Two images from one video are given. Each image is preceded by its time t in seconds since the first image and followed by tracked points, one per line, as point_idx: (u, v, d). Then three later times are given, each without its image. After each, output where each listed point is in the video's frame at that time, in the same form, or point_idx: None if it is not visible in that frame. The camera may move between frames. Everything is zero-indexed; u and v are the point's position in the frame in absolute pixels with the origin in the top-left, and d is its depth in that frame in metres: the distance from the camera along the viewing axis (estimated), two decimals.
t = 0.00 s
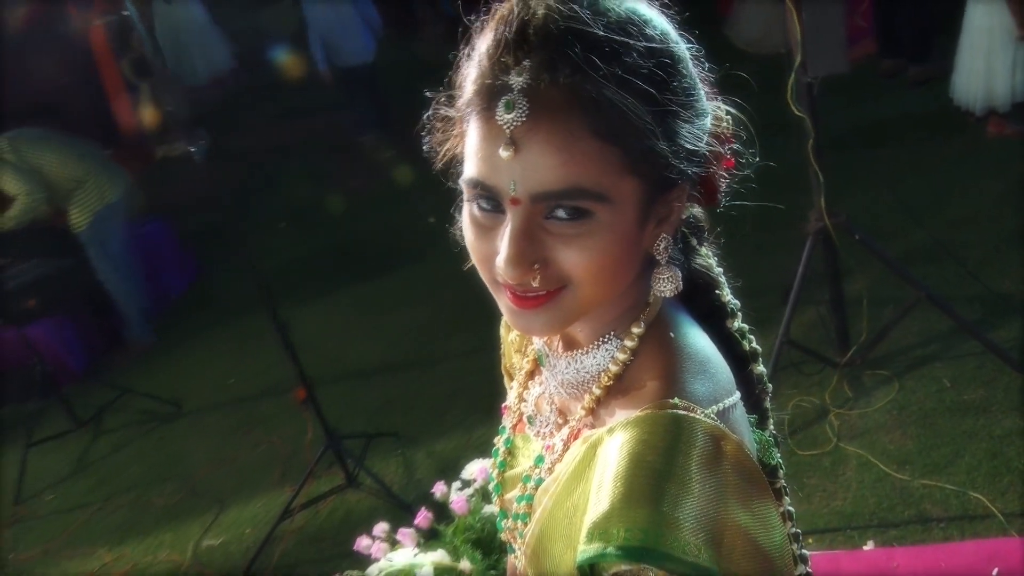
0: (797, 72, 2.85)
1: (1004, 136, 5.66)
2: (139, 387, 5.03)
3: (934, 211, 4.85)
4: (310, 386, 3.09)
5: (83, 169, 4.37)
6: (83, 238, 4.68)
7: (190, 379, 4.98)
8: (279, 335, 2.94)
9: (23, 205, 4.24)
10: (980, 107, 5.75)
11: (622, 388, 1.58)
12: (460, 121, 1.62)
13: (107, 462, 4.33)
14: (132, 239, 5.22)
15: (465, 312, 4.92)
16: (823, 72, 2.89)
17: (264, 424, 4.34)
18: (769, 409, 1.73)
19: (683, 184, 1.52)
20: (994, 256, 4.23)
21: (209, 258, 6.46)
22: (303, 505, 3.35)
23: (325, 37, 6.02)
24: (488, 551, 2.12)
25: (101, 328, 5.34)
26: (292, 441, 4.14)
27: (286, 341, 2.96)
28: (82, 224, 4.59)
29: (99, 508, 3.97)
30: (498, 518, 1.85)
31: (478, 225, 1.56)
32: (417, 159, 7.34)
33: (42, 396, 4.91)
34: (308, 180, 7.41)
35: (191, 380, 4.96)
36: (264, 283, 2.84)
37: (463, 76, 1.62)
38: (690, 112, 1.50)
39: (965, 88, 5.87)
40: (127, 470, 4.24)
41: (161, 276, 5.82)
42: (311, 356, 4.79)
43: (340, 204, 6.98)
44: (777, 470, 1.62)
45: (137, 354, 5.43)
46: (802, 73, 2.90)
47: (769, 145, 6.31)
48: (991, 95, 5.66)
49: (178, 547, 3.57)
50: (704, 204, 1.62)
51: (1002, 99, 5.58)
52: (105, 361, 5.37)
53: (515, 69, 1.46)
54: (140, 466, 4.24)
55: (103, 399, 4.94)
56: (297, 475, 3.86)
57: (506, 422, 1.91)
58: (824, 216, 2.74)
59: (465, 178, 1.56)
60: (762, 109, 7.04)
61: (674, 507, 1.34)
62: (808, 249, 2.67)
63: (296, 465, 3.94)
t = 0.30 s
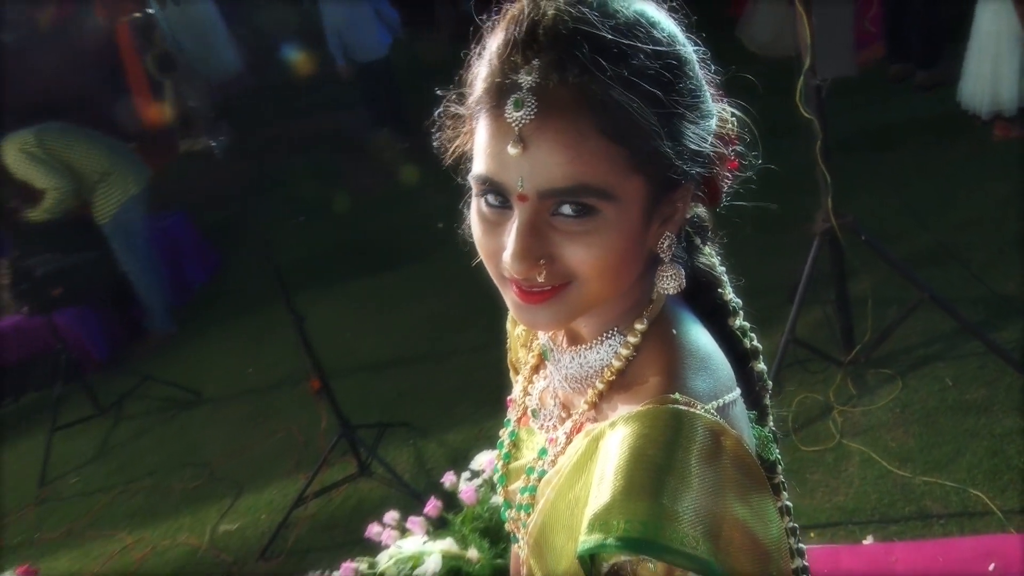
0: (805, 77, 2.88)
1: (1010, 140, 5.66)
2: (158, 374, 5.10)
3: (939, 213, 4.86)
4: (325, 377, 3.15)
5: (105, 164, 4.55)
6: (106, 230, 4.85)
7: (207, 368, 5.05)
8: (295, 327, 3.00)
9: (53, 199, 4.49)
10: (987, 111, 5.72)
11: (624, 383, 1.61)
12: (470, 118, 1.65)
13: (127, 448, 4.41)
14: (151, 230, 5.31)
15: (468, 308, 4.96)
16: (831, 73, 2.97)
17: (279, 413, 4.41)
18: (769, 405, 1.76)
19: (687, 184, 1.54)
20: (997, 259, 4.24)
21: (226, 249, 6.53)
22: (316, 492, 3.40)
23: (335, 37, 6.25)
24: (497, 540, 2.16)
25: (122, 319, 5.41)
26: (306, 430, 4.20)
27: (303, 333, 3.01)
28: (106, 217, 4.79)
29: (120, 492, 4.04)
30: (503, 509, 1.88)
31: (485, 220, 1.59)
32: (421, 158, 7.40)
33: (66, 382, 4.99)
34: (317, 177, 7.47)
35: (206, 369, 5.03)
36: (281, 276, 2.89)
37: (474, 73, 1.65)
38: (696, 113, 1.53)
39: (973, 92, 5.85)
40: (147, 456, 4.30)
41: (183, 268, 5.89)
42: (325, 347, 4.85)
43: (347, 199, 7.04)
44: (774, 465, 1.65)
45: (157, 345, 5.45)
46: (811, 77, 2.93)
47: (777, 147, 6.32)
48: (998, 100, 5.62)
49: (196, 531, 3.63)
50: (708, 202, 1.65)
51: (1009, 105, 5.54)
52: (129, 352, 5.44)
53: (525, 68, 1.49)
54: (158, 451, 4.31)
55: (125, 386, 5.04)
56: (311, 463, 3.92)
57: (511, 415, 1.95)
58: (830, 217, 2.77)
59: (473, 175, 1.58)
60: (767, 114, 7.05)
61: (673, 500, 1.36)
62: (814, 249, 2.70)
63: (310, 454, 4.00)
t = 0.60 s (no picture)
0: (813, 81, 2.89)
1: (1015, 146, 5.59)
2: (175, 365, 5.18)
3: (943, 215, 4.84)
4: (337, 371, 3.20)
5: (129, 160, 4.61)
6: (128, 224, 4.91)
7: (223, 360, 5.13)
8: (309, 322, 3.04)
9: (80, 196, 4.58)
10: (993, 116, 5.76)
11: (626, 380, 1.63)
12: (478, 118, 1.68)
13: (145, 437, 4.48)
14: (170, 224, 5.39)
15: (477, 305, 5.00)
16: (840, 79, 2.98)
17: (294, 406, 4.47)
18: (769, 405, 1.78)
19: (689, 186, 1.57)
20: (1000, 261, 4.23)
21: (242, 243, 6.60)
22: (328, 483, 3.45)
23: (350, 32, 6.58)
24: (504, 534, 2.22)
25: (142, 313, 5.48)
26: (319, 422, 4.26)
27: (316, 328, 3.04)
28: (127, 213, 4.84)
29: (139, 481, 4.11)
30: (506, 502, 1.92)
31: (491, 218, 1.61)
32: (425, 156, 7.44)
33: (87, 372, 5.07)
34: (324, 173, 7.53)
35: (221, 361, 5.10)
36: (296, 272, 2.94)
37: (482, 74, 1.68)
38: (699, 116, 1.55)
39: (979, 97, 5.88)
40: (164, 445, 4.37)
41: (199, 262, 5.98)
42: (339, 341, 4.90)
43: (349, 197, 7.09)
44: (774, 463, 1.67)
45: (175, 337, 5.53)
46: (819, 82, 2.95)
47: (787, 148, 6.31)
48: (1005, 107, 5.67)
49: (211, 520, 3.69)
50: (711, 203, 1.67)
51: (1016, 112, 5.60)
52: (148, 341, 5.53)
53: (532, 69, 1.52)
54: (175, 441, 4.38)
55: (144, 377, 5.11)
56: (324, 455, 3.97)
57: (515, 411, 1.98)
58: (836, 219, 2.79)
59: (480, 173, 1.61)
60: (773, 116, 7.03)
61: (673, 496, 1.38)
62: (820, 250, 2.71)
63: (323, 446, 4.06)
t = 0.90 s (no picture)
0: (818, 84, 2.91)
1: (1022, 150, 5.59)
2: (196, 358, 5.27)
3: (950, 217, 4.84)
4: (354, 366, 3.26)
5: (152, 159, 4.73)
6: (151, 222, 5.00)
7: (242, 353, 5.22)
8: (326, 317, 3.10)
9: (106, 195, 4.66)
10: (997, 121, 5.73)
11: (627, 376, 1.67)
12: (484, 119, 1.71)
13: (166, 427, 4.58)
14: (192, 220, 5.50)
15: (490, 301, 5.05)
16: (847, 81, 3.01)
17: (310, 399, 4.54)
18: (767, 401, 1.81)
19: (690, 187, 1.60)
20: (1004, 265, 4.23)
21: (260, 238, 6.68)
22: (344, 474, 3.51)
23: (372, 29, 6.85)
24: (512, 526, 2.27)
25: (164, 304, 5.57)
26: (335, 415, 4.33)
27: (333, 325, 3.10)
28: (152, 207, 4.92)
29: (160, 470, 4.19)
30: (510, 494, 1.96)
31: (497, 216, 1.65)
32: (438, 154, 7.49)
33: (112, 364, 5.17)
34: (336, 172, 7.61)
35: (240, 355, 5.19)
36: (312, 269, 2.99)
37: (488, 76, 1.72)
38: (700, 119, 1.58)
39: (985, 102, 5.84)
40: (185, 436, 4.46)
41: (220, 258, 6.06)
42: (355, 336, 4.97)
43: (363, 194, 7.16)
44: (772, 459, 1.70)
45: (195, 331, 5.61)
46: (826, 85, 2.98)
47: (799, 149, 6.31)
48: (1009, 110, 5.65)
49: (230, 509, 3.77)
50: (711, 205, 1.71)
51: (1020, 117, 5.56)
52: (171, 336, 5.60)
53: (537, 71, 1.55)
54: (196, 432, 4.47)
55: (165, 368, 5.21)
56: (339, 447, 4.04)
57: (520, 406, 2.02)
58: (842, 220, 2.81)
59: (486, 173, 1.64)
60: (785, 117, 7.02)
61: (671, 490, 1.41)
62: (826, 252, 2.72)
63: (339, 437, 4.13)
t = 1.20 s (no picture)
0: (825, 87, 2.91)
1: None
2: (214, 352, 5.34)
3: (960, 217, 4.82)
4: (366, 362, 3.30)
5: (172, 157, 4.86)
6: (171, 219, 5.17)
7: (257, 347, 5.29)
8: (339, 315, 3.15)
9: (125, 195, 4.90)
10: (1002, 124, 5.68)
11: (627, 374, 1.70)
12: (488, 120, 1.74)
13: (182, 420, 4.66)
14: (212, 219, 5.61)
15: (502, 299, 5.09)
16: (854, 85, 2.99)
17: (325, 395, 4.59)
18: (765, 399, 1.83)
19: (690, 189, 1.62)
20: (1009, 266, 4.22)
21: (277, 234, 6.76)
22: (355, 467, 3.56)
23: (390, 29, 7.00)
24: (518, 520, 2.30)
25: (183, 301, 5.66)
26: (348, 410, 4.39)
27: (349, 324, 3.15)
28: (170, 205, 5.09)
29: (177, 461, 4.27)
30: (513, 489, 2.00)
31: (500, 215, 1.68)
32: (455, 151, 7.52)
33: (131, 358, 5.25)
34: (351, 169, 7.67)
35: (256, 349, 5.26)
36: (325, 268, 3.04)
37: (493, 78, 1.75)
38: (699, 122, 1.60)
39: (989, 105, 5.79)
40: (201, 429, 4.54)
41: (238, 255, 6.15)
42: (368, 332, 5.02)
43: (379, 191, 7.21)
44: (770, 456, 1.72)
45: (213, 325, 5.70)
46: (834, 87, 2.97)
47: (810, 150, 6.30)
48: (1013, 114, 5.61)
49: (244, 500, 3.83)
50: (710, 207, 1.73)
51: None
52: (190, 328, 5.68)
53: (540, 74, 1.58)
54: (212, 425, 4.54)
55: (183, 362, 5.29)
56: (351, 441, 4.10)
57: (523, 402, 2.05)
58: (847, 223, 2.82)
59: (490, 173, 1.67)
60: (800, 117, 7.00)
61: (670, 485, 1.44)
62: (829, 253, 2.73)
63: (352, 432, 4.18)
